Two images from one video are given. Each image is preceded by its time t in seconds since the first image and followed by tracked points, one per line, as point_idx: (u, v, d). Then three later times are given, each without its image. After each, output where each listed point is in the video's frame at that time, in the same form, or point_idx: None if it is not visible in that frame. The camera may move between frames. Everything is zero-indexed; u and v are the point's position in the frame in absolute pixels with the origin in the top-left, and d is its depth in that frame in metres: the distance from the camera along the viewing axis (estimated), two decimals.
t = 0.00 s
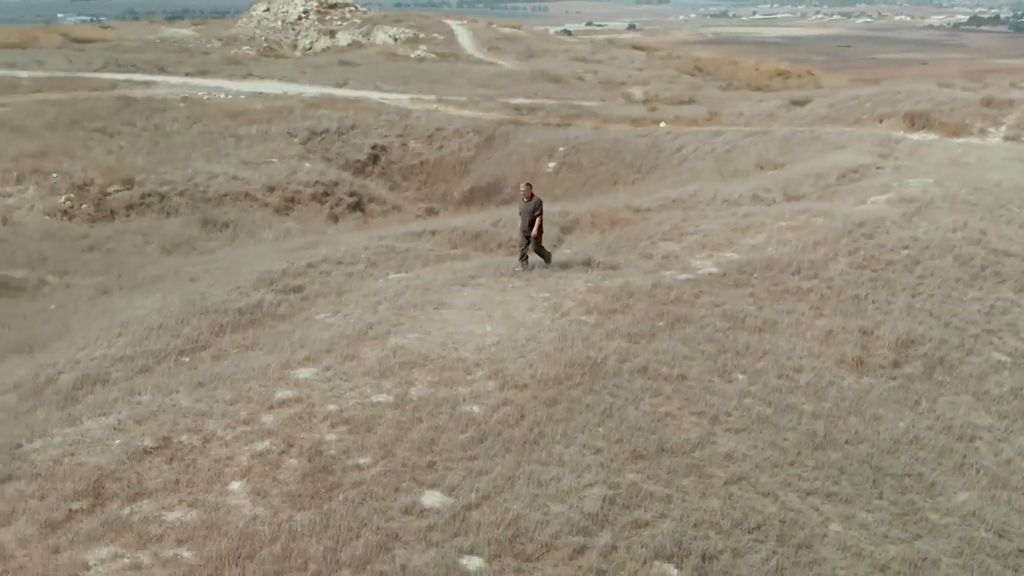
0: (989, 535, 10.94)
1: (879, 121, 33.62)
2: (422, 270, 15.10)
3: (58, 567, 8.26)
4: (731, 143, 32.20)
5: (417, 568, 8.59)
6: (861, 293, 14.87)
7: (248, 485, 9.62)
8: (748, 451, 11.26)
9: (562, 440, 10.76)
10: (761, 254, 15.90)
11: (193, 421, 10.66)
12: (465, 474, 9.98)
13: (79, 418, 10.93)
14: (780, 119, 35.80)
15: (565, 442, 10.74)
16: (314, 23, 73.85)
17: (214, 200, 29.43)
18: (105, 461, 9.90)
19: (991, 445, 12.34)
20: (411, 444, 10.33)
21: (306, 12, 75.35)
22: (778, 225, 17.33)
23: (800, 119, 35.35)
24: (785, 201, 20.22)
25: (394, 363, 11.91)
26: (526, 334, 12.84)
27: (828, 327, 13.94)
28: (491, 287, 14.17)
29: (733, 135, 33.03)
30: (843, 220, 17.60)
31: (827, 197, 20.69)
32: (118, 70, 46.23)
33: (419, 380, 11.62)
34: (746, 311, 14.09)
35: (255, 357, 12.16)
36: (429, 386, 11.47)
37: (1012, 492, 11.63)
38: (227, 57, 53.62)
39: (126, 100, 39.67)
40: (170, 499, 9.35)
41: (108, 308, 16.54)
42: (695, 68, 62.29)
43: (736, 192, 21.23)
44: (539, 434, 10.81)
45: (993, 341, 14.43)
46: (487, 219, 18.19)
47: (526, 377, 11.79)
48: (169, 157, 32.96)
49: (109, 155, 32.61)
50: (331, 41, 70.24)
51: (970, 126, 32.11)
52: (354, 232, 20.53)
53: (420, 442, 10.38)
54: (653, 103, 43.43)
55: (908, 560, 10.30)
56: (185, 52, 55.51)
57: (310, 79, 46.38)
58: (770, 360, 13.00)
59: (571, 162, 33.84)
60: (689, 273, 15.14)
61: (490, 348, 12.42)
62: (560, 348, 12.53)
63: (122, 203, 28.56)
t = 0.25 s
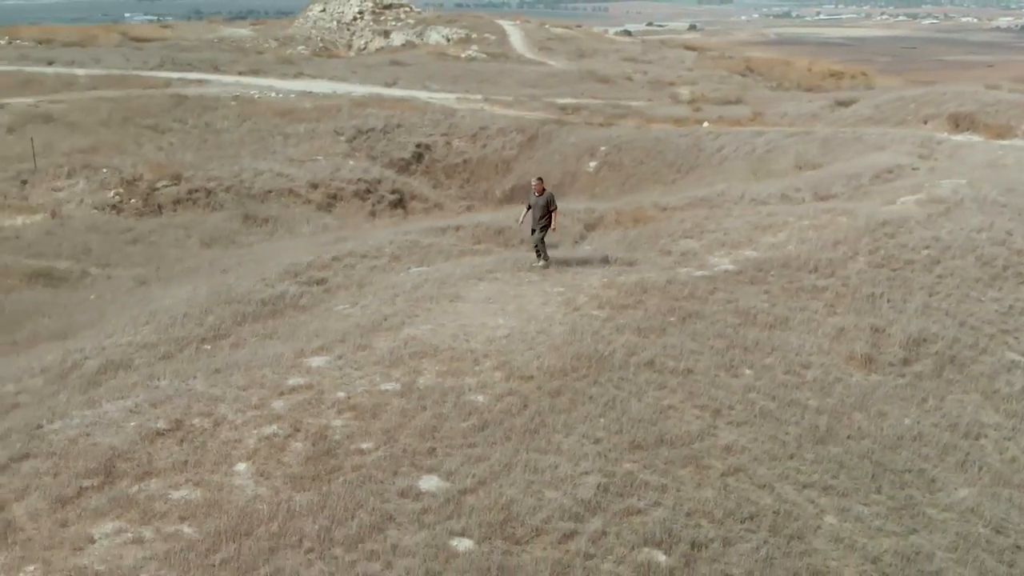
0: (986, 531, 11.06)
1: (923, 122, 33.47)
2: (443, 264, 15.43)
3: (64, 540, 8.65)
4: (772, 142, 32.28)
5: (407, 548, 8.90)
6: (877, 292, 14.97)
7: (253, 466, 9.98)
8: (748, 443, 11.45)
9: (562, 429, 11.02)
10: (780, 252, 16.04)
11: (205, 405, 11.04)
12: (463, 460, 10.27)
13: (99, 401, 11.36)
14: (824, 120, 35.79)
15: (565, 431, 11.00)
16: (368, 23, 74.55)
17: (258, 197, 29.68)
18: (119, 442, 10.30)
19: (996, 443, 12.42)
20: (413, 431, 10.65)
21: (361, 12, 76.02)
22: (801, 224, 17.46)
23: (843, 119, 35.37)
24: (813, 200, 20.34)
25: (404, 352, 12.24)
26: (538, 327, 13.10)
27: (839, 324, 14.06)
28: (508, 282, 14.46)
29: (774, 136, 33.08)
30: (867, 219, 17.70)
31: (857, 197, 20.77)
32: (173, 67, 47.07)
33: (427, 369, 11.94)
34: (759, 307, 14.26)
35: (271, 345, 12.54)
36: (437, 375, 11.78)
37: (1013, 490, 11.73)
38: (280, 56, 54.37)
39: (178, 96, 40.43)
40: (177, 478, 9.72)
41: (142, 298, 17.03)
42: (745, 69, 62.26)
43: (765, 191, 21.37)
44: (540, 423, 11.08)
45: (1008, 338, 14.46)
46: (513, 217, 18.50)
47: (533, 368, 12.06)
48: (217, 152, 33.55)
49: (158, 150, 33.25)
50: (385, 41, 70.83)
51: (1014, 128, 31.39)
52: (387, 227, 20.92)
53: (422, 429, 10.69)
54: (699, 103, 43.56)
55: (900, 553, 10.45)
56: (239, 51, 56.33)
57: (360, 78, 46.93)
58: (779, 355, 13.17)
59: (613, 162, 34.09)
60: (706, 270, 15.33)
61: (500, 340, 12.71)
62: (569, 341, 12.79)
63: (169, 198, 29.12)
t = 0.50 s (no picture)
0: (982, 527, 11.17)
1: (967, 123, 33.26)
2: (463, 259, 15.73)
3: (72, 515, 9.04)
4: (813, 142, 32.29)
5: (400, 527, 9.21)
6: (892, 289, 15.05)
7: (259, 448, 10.33)
8: (748, 436, 11.64)
9: (563, 418, 11.27)
10: (798, 250, 16.16)
11: (219, 391, 11.42)
12: (463, 447, 10.56)
13: (119, 386, 11.77)
14: (867, 120, 35.69)
15: (565, 420, 11.24)
16: (420, 22, 75.04)
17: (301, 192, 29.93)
18: (132, 423, 10.70)
19: (1001, 439, 12.49)
20: (416, 418, 10.95)
21: (414, 12, 76.48)
22: (823, 222, 17.55)
23: (886, 118, 35.26)
24: (841, 199, 20.41)
25: (415, 342, 12.55)
26: (549, 320, 13.36)
27: (851, 322, 14.18)
28: (524, 276, 14.72)
29: (815, 136, 33.08)
30: (890, 218, 17.76)
31: (885, 196, 20.80)
32: (224, 64, 47.76)
33: (436, 359, 12.24)
34: (771, 304, 14.40)
35: (287, 334, 12.89)
36: (445, 365, 12.08)
37: (1014, 487, 11.82)
38: (331, 55, 54.96)
39: (227, 92, 41.09)
40: (185, 458, 10.10)
41: (173, 289, 17.50)
42: (796, 69, 62.05)
43: (794, 190, 21.47)
44: (541, 413, 11.34)
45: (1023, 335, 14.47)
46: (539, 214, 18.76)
47: (540, 360, 12.32)
48: (262, 146, 34.06)
49: (206, 145, 33.80)
50: (437, 41, 71.21)
51: None
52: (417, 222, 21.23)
53: (425, 416, 10.99)
54: (744, 103, 43.58)
55: (893, 547, 10.60)
56: (291, 50, 57.00)
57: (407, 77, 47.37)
58: (787, 351, 13.31)
59: (653, 161, 34.28)
60: (722, 267, 15.49)
61: (510, 332, 12.98)
62: (578, 334, 13.03)
63: (215, 193, 29.62)
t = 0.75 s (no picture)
0: (976, 522, 11.29)
1: (1008, 124, 33.08)
2: (480, 253, 16.02)
3: (78, 491, 9.44)
4: (851, 142, 32.30)
5: (392, 509, 9.52)
6: (904, 287, 15.14)
7: (263, 431, 10.69)
8: (746, 429, 11.83)
9: (561, 408, 11.52)
10: (813, 248, 16.27)
11: (229, 377, 11.80)
12: (461, 433, 10.85)
13: (135, 371, 12.18)
14: (908, 121, 35.59)
15: (563, 410, 11.50)
16: (469, 22, 75.41)
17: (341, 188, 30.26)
18: (144, 407, 11.10)
19: (1003, 437, 12.58)
20: (417, 405, 11.26)
21: (463, 11, 76.82)
22: (842, 221, 17.65)
23: (927, 119, 35.16)
24: (866, 198, 20.47)
25: (423, 333, 12.86)
26: (557, 313, 13.61)
27: (860, 319, 14.29)
28: (537, 271, 14.99)
29: (854, 136, 33.08)
30: (910, 217, 17.82)
31: (911, 195, 20.83)
32: (272, 62, 48.38)
33: (443, 349, 12.54)
34: (780, 301, 14.55)
35: (301, 323, 13.25)
36: (451, 355, 12.38)
37: (1011, 484, 11.92)
38: (378, 54, 55.47)
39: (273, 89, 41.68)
40: (191, 440, 10.48)
41: (201, 280, 17.94)
42: (844, 69, 61.78)
43: (820, 189, 21.54)
44: (541, 402, 11.60)
45: None
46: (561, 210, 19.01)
47: (544, 352, 12.58)
48: (304, 142, 34.54)
49: (249, 141, 34.32)
50: (486, 41, 71.49)
51: None
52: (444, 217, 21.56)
53: (426, 404, 11.29)
54: (787, 103, 43.55)
55: (883, 539, 10.76)
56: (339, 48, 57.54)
57: (451, 76, 47.76)
58: (792, 347, 13.47)
59: (691, 161, 34.44)
60: (736, 264, 15.65)
61: (518, 324, 13.25)
62: (584, 327, 13.28)
63: (257, 189, 30.09)
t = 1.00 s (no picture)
0: (967, 517, 11.41)
1: None
2: (495, 249, 16.30)
3: (83, 470, 9.83)
4: (887, 142, 32.28)
5: (384, 492, 9.83)
6: (913, 286, 15.22)
7: (265, 416, 11.01)
8: (742, 422, 12.00)
9: (559, 399, 11.77)
10: (826, 247, 16.39)
11: (239, 364, 12.16)
12: (457, 422, 11.13)
13: (150, 358, 12.59)
14: (946, 122, 35.47)
15: (561, 401, 11.75)
16: (516, 22, 75.73)
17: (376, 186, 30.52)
18: (152, 392, 11.48)
19: (1002, 434, 12.66)
20: (417, 394, 11.55)
21: (510, 11, 77.13)
22: (859, 220, 17.75)
23: (965, 120, 35.00)
24: (889, 197, 20.54)
25: (430, 325, 13.15)
26: (564, 308, 13.86)
27: (866, 317, 14.40)
28: (549, 266, 15.23)
29: (890, 137, 33.06)
30: (928, 216, 17.89)
31: (936, 195, 20.87)
32: (316, 60, 48.96)
33: (447, 341, 12.82)
34: (788, 297, 14.70)
35: (313, 313, 13.61)
36: (454, 347, 12.66)
37: (1006, 481, 12.00)
38: (422, 54, 55.93)
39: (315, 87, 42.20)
40: (196, 424, 10.85)
41: (226, 273, 18.35)
42: (891, 70, 61.48)
43: (844, 189, 21.63)
44: (540, 393, 11.86)
45: None
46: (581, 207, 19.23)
47: (547, 345, 12.83)
48: (343, 138, 35.00)
49: (289, 138, 34.81)
50: (532, 41, 71.76)
51: None
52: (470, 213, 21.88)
53: (426, 393, 11.59)
54: (828, 104, 43.50)
55: (872, 531, 10.92)
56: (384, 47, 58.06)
57: (492, 76, 48.11)
58: (795, 343, 13.61)
59: (726, 160, 34.57)
60: (747, 262, 15.80)
61: (524, 318, 13.51)
62: (589, 321, 13.52)
63: (294, 186, 30.45)
